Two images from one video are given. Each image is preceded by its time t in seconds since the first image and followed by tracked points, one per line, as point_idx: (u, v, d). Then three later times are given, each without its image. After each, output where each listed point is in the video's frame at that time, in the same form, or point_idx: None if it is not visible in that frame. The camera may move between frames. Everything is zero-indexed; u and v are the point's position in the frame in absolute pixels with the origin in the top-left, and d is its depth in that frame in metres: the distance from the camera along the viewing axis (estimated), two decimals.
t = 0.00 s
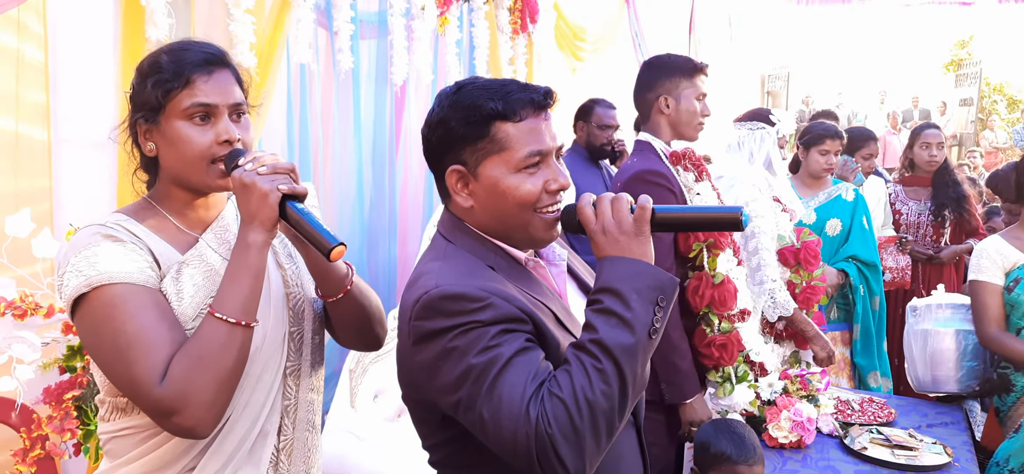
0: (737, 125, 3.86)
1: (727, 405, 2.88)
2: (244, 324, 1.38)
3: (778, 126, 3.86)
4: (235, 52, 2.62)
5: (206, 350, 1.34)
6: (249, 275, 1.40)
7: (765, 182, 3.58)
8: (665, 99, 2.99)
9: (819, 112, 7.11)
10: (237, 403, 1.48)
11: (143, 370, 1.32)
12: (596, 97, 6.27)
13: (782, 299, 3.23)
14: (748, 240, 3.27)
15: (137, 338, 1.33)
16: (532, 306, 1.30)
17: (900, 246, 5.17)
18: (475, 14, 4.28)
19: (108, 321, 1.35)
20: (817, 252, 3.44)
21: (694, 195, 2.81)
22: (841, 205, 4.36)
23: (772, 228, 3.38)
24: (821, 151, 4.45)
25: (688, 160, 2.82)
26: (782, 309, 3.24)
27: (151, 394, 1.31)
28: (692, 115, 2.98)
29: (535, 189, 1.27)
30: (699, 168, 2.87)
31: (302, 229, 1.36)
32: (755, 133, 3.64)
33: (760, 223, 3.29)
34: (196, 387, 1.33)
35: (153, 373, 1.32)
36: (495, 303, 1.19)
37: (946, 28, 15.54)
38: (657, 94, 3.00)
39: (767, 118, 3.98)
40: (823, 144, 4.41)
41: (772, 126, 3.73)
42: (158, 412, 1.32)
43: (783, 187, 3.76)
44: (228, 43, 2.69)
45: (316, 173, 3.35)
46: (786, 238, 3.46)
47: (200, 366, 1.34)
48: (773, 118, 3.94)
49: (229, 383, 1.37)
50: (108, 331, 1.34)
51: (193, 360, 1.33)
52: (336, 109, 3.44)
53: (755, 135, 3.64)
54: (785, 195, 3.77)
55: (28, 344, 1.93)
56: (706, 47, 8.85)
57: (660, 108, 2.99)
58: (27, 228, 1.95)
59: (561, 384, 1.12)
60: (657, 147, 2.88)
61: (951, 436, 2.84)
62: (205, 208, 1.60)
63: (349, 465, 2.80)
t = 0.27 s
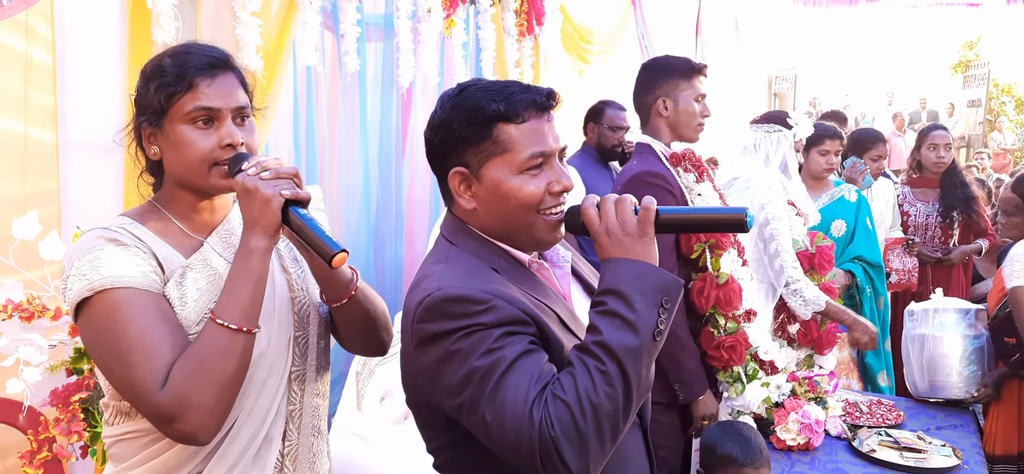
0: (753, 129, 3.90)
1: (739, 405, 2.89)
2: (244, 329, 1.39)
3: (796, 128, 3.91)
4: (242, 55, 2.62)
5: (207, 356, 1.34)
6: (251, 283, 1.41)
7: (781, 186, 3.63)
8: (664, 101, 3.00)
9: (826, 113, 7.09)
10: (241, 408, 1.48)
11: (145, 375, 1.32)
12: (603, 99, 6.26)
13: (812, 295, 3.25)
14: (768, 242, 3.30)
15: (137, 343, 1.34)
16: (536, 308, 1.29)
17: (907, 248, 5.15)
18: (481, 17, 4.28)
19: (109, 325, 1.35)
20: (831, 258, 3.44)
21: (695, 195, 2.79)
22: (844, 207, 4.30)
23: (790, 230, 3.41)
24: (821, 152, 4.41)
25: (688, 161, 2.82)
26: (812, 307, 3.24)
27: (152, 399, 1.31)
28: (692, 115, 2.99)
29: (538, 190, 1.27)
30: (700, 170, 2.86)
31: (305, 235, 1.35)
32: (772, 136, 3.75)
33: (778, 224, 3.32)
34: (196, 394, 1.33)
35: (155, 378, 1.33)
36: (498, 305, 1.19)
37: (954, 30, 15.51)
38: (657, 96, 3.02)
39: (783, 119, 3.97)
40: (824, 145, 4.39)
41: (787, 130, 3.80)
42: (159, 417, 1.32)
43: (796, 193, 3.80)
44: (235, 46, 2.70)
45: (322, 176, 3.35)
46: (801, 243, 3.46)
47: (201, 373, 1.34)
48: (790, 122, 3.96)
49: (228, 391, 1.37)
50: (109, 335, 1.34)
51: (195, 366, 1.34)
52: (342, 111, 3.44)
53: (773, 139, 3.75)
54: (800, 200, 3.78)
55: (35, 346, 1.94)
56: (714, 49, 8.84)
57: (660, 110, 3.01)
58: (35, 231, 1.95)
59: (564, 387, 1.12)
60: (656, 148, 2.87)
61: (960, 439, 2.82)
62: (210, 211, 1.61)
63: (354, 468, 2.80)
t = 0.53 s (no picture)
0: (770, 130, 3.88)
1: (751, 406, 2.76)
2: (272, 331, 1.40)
3: (815, 132, 3.89)
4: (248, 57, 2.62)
5: (233, 358, 1.34)
6: (274, 284, 1.41)
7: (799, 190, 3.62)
8: (657, 102, 3.00)
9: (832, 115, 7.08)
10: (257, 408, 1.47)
11: (170, 377, 1.30)
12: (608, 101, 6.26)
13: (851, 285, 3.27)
14: (796, 243, 3.33)
15: (161, 345, 1.31)
16: (540, 310, 1.29)
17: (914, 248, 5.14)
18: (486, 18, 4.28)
19: (128, 328, 1.32)
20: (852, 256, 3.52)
21: (694, 196, 2.79)
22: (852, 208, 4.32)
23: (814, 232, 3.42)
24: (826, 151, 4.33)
25: (686, 162, 2.81)
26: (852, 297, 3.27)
27: (178, 402, 1.29)
28: (685, 116, 3.00)
29: (541, 190, 1.26)
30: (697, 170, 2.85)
31: (328, 239, 1.36)
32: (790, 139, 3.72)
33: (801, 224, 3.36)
34: (224, 395, 1.32)
35: (181, 381, 1.30)
36: (502, 307, 1.18)
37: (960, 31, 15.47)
38: (650, 97, 3.02)
39: (802, 124, 3.92)
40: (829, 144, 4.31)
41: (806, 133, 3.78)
42: (185, 420, 1.30)
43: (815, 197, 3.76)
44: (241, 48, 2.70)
45: (329, 177, 3.35)
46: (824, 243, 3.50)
47: (228, 374, 1.33)
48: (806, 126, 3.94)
49: (255, 392, 1.37)
50: (129, 337, 1.31)
51: (222, 367, 1.33)
52: (348, 113, 3.45)
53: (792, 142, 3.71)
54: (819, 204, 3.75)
55: (41, 348, 1.94)
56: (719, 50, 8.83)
57: (653, 111, 3.01)
58: (41, 233, 1.96)
59: (569, 389, 1.11)
60: (653, 149, 2.87)
61: (968, 441, 2.81)
62: (216, 212, 1.61)
63: (362, 468, 2.71)
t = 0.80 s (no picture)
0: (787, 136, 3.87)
1: (749, 411, 2.70)
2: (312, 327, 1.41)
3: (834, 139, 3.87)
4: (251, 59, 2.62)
5: (280, 354, 1.36)
6: (309, 277, 1.41)
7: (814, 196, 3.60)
8: (651, 104, 2.99)
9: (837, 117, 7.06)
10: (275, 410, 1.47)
11: (216, 375, 1.29)
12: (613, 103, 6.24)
13: (856, 289, 3.32)
14: (805, 249, 3.33)
15: (202, 343, 1.30)
16: (544, 315, 1.28)
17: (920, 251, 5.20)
18: (490, 21, 4.27)
19: (164, 328, 1.29)
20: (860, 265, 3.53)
21: (689, 199, 2.76)
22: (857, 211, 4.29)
23: (824, 240, 3.41)
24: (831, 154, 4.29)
25: (680, 165, 2.78)
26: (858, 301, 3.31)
27: (227, 399, 1.29)
28: (680, 118, 3.00)
29: (535, 192, 1.25)
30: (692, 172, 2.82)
31: (362, 238, 1.38)
32: (807, 144, 3.69)
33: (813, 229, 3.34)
34: (270, 390, 1.33)
35: (228, 379, 1.30)
36: (505, 312, 1.17)
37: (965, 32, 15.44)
38: (643, 100, 3.00)
39: (820, 129, 3.86)
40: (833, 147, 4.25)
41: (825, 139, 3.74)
42: (230, 417, 1.30)
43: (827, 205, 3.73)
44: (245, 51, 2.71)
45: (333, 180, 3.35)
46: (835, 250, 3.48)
47: (272, 370, 1.34)
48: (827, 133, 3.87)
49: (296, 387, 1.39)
50: (167, 338, 1.28)
51: (266, 363, 1.34)
52: (351, 116, 3.44)
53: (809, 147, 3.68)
54: (831, 211, 3.74)
55: (45, 351, 1.94)
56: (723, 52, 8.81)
57: (646, 113, 2.99)
58: (44, 236, 1.96)
59: (574, 395, 1.10)
60: (646, 153, 2.85)
61: (975, 444, 2.79)
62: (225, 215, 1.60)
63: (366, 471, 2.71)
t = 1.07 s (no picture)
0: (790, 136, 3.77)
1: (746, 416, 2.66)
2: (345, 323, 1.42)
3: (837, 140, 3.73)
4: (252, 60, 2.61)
5: (323, 346, 1.36)
6: (342, 271, 1.44)
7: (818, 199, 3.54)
8: (644, 107, 2.97)
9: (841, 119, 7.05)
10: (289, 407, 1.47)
11: (262, 369, 1.28)
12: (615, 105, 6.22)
13: (850, 292, 3.27)
14: (804, 252, 3.32)
15: (246, 338, 1.28)
16: (547, 319, 1.27)
17: (924, 253, 5.17)
18: (493, 22, 4.25)
19: (204, 324, 1.27)
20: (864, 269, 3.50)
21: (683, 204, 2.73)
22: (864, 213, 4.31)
23: (825, 243, 3.42)
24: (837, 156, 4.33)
25: (672, 170, 2.76)
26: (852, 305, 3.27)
27: (275, 393, 1.28)
28: (671, 120, 2.98)
29: (546, 196, 1.24)
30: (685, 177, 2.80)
31: (390, 240, 1.53)
32: (811, 146, 3.60)
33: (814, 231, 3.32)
34: (316, 381, 1.33)
35: (274, 373, 1.29)
36: (507, 316, 1.16)
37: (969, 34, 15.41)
38: (636, 102, 2.98)
39: (825, 130, 3.73)
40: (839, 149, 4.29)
41: (829, 141, 3.64)
42: (278, 411, 1.29)
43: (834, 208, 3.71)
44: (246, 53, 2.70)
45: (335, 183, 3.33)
46: (835, 254, 3.45)
47: (315, 362, 1.34)
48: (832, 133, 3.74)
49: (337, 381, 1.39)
50: (210, 334, 1.26)
51: (308, 356, 1.34)
52: (353, 118, 3.42)
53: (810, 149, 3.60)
54: (835, 213, 3.71)
55: (44, 355, 1.93)
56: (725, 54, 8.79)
57: (639, 116, 2.98)
58: (43, 239, 1.95)
59: (577, 399, 1.09)
60: (637, 157, 2.84)
61: (980, 448, 2.78)
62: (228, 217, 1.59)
63: None
